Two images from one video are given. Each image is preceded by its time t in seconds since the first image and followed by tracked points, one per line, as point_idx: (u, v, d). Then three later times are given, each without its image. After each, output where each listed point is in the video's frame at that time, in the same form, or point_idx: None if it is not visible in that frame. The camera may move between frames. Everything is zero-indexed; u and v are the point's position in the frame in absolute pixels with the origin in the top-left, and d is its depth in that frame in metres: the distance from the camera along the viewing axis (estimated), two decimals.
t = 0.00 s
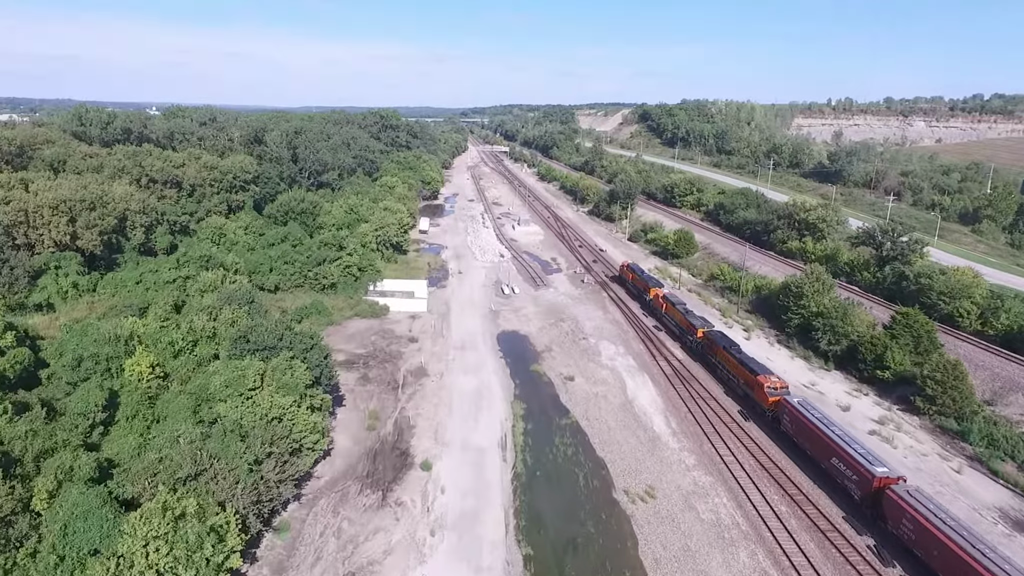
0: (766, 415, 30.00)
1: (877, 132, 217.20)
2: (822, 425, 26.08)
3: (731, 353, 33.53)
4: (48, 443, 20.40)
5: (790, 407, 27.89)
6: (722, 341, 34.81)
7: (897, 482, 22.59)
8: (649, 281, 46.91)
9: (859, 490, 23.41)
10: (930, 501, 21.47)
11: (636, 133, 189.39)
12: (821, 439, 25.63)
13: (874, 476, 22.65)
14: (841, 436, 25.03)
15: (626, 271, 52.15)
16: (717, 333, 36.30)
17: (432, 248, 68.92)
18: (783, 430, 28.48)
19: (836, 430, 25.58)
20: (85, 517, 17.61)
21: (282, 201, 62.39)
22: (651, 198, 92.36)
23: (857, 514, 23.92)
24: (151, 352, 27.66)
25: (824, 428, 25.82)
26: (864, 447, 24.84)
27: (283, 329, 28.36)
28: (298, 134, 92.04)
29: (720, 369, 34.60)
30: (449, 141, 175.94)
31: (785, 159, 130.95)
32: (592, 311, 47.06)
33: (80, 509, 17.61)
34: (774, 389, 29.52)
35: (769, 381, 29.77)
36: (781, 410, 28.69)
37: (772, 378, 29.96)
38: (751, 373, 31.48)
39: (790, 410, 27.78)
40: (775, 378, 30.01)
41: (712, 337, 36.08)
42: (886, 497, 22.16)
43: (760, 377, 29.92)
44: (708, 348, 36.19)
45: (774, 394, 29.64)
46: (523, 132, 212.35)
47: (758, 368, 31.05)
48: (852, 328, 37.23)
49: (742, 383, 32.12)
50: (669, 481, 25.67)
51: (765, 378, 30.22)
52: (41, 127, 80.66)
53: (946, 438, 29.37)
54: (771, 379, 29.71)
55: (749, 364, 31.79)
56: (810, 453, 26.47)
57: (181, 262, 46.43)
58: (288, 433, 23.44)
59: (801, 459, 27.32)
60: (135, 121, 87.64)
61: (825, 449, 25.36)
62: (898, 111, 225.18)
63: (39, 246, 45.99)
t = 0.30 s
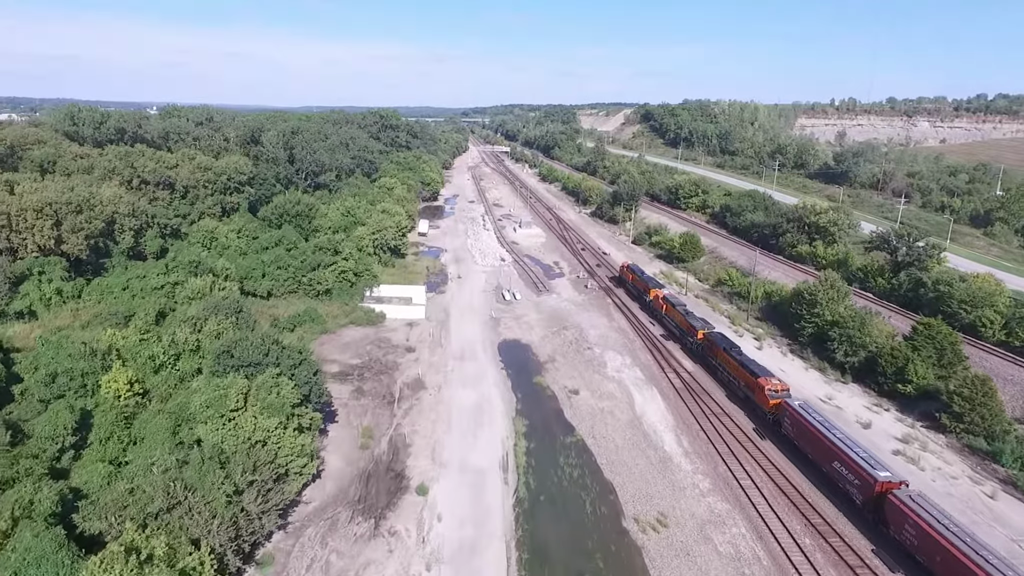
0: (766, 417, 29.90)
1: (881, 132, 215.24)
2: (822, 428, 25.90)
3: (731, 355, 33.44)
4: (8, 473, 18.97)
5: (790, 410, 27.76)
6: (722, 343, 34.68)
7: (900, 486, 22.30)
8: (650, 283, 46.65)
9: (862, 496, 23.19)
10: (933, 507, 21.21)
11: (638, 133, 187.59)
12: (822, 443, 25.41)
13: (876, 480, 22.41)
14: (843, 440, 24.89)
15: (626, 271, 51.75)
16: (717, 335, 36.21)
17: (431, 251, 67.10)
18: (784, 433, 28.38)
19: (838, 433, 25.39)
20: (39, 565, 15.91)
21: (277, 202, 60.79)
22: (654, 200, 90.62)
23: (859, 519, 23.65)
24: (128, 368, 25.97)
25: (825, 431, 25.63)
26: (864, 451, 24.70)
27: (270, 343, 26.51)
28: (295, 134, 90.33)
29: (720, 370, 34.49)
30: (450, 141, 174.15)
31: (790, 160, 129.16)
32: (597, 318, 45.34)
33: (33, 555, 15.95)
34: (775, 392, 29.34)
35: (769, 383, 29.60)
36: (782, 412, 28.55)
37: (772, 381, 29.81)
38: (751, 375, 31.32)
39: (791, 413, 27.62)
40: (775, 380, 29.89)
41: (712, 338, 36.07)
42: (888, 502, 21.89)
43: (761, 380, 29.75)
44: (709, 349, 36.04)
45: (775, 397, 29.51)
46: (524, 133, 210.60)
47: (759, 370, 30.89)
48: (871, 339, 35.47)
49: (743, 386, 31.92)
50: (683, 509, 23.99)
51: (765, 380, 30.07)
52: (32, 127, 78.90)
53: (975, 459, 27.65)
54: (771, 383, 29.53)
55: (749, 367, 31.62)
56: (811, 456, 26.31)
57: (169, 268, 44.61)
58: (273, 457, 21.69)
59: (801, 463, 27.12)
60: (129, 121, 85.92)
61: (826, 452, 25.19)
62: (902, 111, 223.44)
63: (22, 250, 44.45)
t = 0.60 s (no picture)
0: (766, 421, 29.52)
1: (885, 132, 213.40)
2: (824, 433, 25.50)
3: (732, 356, 32.97)
4: None
5: (790, 413, 27.41)
6: (723, 345, 34.25)
7: (902, 492, 22.01)
8: (650, 284, 46.29)
9: (863, 500, 22.88)
10: (936, 513, 20.83)
11: (640, 133, 185.78)
12: (823, 447, 25.01)
13: (878, 485, 22.15)
14: (844, 443, 24.60)
15: (626, 272, 51.44)
16: (717, 337, 35.80)
17: (430, 255, 65.31)
18: (784, 436, 28.01)
19: (839, 437, 25.02)
20: None
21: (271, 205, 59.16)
22: (659, 202, 88.87)
23: (862, 524, 23.26)
24: (103, 386, 24.27)
25: (826, 435, 25.24)
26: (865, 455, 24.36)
27: (255, 360, 24.61)
28: (293, 134, 88.67)
29: (720, 373, 34.11)
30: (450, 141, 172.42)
31: (795, 160, 127.31)
32: (602, 327, 43.62)
33: None
34: (776, 395, 29.04)
35: (770, 386, 29.21)
36: (783, 416, 28.17)
37: (773, 383, 29.43)
38: (752, 378, 30.89)
39: (792, 417, 27.24)
40: (775, 383, 29.53)
41: (712, 341, 35.61)
42: (890, 507, 21.56)
43: (761, 382, 29.35)
44: (709, 351, 35.59)
45: (776, 401, 29.11)
46: (525, 133, 208.87)
47: (760, 373, 30.48)
48: (891, 351, 33.70)
49: (743, 389, 31.50)
50: (698, 541, 22.28)
51: (766, 383, 29.60)
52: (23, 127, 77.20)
53: (1008, 482, 25.94)
54: (772, 385, 29.14)
55: (749, 369, 31.20)
56: (812, 460, 25.89)
57: (157, 274, 42.90)
58: (254, 486, 19.95)
59: (802, 468, 26.69)
60: (123, 121, 84.32)
61: (827, 456, 24.80)
62: (907, 111, 221.58)
63: (5, 255, 42.90)
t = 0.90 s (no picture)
0: (766, 423, 29.19)
1: (889, 133, 211.61)
2: (825, 436, 25.20)
3: (732, 358, 32.69)
4: None
5: (791, 417, 27.15)
6: (723, 347, 34.04)
7: (904, 497, 21.63)
8: (650, 284, 45.99)
9: (865, 505, 22.53)
10: (939, 518, 20.45)
11: (642, 134, 184.13)
12: (824, 451, 24.72)
13: (880, 489, 21.76)
14: (845, 447, 24.26)
15: (625, 273, 51.53)
16: (717, 338, 35.60)
17: (428, 258, 63.58)
18: (784, 439, 27.78)
19: (839, 441, 24.75)
20: None
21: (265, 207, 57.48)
22: (662, 203, 87.23)
23: (861, 528, 23.02)
24: (74, 407, 22.56)
25: (827, 438, 24.97)
26: (867, 459, 24.01)
27: (236, 377, 22.63)
28: (289, 134, 86.90)
29: (720, 375, 33.82)
30: (450, 141, 170.52)
31: (800, 161, 125.57)
32: (606, 336, 41.89)
33: None
34: (776, 397, 28.84)
35: (770, 388, 28.97)
36: (783, 419, 27.85)
37: (773, 386, 29.23)
38: (753, 380, 30.57)
39: (793, 420, 26.95)
40: (775, 385, 29.34)
41: (713, 342, 35.41)
42: (892, 513, 21.23)
43: (762, 384, 29.07)
44: (709, 352, 35.38)
45: (776, 403, 28.82)
46: (526, 133, 207.11)
47: (760, 375, 30.26)
48: (912, 364, 31.93)
49: (744, 391, 31.16)
50: None
51: (766, 386, 29.31)
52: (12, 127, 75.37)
53: None
54: (773, 388, 28.84)
55: (750, 371, 30.86)
56: (813, 464, 25.61)
57: (144, 281, 41.20)
58: (231, 521, 18.15)
59: (802, 471, 26.41)
60: (116, 121, 82.62)
61: (828, 460, 24.52)
62: (911, 111, 219.76)
63: None
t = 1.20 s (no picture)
0: (766, 427, 28.82)
1: (892, 133, 209.81)
2: (826, 440, 24.90)
3: (731, 361, 32.36)
4: None
5: (791, 420, 26.81)
6: (723, 349, 33.74)
7: (906, 501, 21.32)
8: (649, 284, 45.63)
9: (865, 510, 22.20)
10: (940, 524, 20.16)
11: (644, 134, 182.49)
12: (824, 455, 24.44)
13: (881, 494, 21.45)
14: (846, 451, 23.95)
15: (625, 274, 51.44)
16: (717, 340, 35.38)
17: (427, 263, 61.85)
18: (784, 442, 27.43)
19: (839, 445, 24.45)
20: None
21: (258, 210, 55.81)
22: (666, 205, 85.55)
23: (861, 531, 22.75)
24: (38, 430, 20.86)
25: (826, 442, 24.71)
26: (869, 464, 23.68)
27: (213, 401, 20.84)
28: (285, 135, 85.16)
29: (720, 377, 33.49)
30: (450, 141, 168.75)
31: (804, 161, 123.90)
32: (611, 346, 40.18)
33: None
34: (776, 400, 28.49)
35: (770, 391, 28.60)
36: (783, 422, 27.49)
37: (772, 388, 28.90)
38: (752, 382, 30.23)
39: (793, 423, 26.64)
40: (775, 387, 29.03)
41: (712, 343, 35.20)
42: (892, 518, 20.95)
43: (761, 387, 28.68)
44: (708, 354, 35.20)
45: (776, 406, 28.47)
46: (527, 133, 205.37)
47: (759, 377, 29.94)
48: (936, 379, 30.22)
49: (743, 393, 30.81)
50: None
51: (765, 388, 28.96)
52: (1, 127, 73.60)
53: None
54: (773, 390, 28.48)
55: (750, 373, 30.53)
56: (813, 468, 25.33)
57: (128, 288, 39.48)
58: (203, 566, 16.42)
59: (802, 475, 26.08)
60: (109, 121, 80.92)
61: (828, 465, 24.26)
62: (914, 110, 217.70)
63: None
